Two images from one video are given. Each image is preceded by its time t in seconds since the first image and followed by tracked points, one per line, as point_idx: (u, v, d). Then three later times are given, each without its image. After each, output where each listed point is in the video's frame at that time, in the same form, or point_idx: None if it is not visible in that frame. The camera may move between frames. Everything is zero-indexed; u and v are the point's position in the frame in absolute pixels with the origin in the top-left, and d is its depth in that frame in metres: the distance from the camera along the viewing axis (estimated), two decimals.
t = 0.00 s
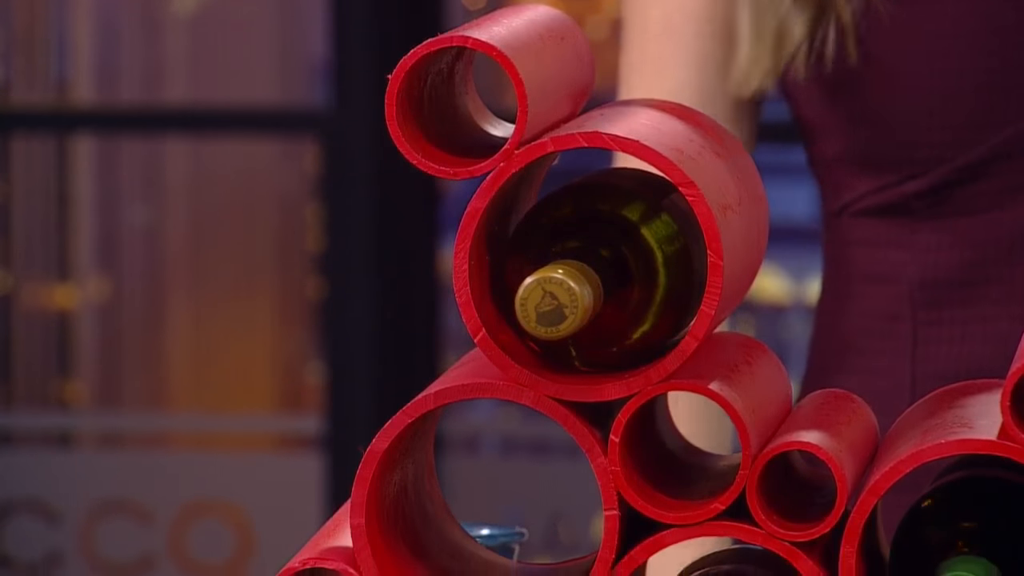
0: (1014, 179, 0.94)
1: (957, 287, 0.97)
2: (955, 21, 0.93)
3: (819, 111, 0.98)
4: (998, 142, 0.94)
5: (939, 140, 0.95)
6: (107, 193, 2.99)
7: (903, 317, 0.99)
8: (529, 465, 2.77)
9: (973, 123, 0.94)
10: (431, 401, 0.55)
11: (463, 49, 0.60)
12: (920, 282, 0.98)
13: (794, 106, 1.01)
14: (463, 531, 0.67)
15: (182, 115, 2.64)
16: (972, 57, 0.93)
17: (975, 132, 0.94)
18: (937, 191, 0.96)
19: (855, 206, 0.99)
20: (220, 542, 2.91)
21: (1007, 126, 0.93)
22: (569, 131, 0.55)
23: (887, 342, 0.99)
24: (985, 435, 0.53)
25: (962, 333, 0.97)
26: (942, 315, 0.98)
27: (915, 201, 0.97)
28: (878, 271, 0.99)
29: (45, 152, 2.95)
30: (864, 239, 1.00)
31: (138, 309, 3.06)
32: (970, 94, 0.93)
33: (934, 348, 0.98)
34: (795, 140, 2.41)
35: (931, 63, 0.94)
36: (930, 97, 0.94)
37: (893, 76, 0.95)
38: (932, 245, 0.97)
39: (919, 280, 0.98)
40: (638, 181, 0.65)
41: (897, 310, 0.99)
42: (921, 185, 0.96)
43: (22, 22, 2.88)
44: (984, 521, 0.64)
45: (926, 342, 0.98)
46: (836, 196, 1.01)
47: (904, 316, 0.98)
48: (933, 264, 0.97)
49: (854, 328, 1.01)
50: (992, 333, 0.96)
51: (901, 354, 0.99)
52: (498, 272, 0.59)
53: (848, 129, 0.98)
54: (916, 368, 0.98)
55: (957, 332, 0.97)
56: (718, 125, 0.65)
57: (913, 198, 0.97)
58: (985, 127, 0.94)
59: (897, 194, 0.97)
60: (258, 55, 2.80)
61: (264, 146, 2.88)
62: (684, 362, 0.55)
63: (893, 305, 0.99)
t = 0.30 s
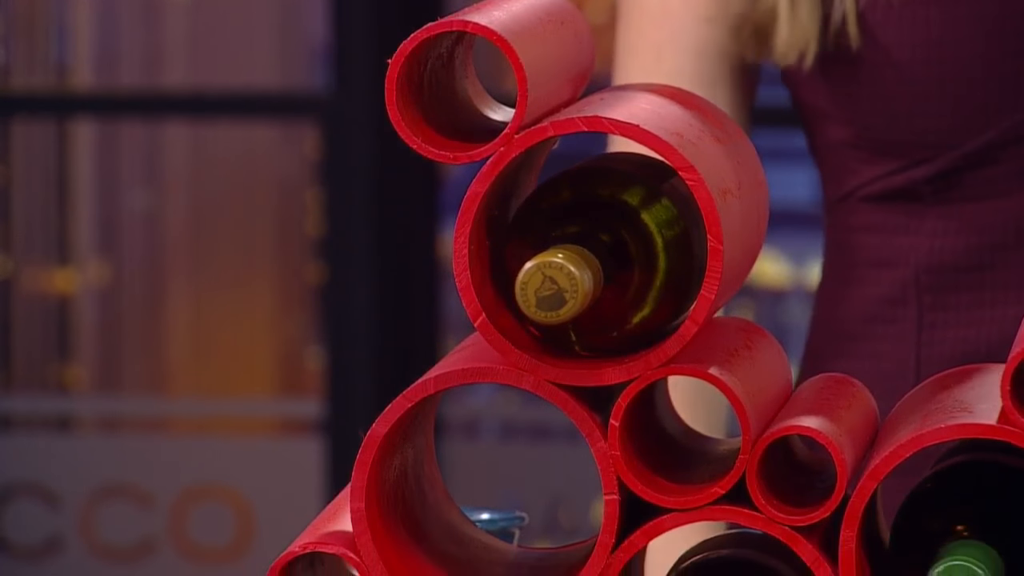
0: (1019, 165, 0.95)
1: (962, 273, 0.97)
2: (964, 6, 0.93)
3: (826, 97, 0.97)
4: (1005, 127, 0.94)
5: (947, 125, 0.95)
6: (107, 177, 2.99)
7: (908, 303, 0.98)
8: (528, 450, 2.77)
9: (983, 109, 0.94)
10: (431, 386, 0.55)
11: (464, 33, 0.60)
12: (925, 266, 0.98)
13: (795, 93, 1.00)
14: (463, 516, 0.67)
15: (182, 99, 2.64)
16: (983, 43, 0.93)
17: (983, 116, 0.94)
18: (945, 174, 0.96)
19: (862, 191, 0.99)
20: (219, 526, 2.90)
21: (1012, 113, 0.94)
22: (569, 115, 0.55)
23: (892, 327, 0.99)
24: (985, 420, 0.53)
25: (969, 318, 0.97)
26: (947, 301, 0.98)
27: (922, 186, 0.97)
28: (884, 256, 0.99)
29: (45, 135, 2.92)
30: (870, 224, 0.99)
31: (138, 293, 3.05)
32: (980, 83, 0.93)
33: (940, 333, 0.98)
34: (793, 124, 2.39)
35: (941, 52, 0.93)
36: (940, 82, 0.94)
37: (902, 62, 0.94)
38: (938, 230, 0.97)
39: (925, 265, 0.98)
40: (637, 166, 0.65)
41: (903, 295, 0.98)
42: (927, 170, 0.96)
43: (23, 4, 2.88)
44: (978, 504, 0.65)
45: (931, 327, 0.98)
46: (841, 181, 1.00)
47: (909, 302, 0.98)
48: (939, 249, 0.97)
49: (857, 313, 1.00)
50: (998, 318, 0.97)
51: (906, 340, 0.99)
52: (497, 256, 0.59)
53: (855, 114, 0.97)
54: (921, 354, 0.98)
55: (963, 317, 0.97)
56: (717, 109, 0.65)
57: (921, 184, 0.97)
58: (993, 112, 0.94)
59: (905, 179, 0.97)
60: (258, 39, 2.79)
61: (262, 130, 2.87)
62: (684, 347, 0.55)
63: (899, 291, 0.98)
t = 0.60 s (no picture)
0: (1012, 148, 0.94)
1: (955, 259, 0.97)
2: None
3: (817, 83, 0.97)
4: (998, 111, 0.93)
5: (937, 111, 0.93)
6: (107, 161, 3.00)
7: (902, 289, 0.98)
8: (529, 435, 2.77)
9: (975, 92, 0.92)
10: (431, 370, 0.55)
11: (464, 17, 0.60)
12: (918, 252, 0.98)
13: (790, 79, 0.99)
14: (462, 500, 0.67)
15: (181, 85, 2.63)
16: (974, 28, 0.90)
17: (974, 103, 0.92)
18: (935, 160, 0.95)
19: (854, 177, 0.99)
20: (220, 510, 2.89)
21: (1005, 96, 0.92)
22: (569, 100, 0.55)
23: (887, 312, 0.99)
24: (986, 404, 0.53)
25: (963, 303, 0.97)
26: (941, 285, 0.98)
27: (913, 172, 0.96)
28: (879, 242, 0.99)
29: (45, 120, 2.93)
30: (864, 210, 1.00)
31: (138, 275, 3.07)
32: (972, 66, 0.91)
33: (934, 318, 0.98)
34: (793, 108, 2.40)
35: (932, 37, 0.92)
36: (931, 68, 0.92)
37: (894, 47, 0.92)
38: (931, 215, 0.97)
39: (918, 250, 0.97)
40: (637, 151, 0.65)
41: (897, 281, 0.98)
42: (920, 156, 0.96)
43: None
44: (977, 489, 0.65)
45: (925, 312, 0.98)
46: (834, 166, 1.00)
47: (903, 288, 0.98)
48: (932, 234, 0.97)
49: (854, 298, 1.00)
50: (992, 303, 0.96)
51: (900, 326, 0.99)
52: (497, 241, 0.59)
53: (846, 100, 0.96)
54: (915, 339, 0.98)
55: (957, 302, 0.97)
56: (717, 93, 0.64)
57: (913, 170, 0.96)
58: (985, 97, 0.92)
59: (897, 165, 0.97)
60: (259, 24, 2.79)
61: (262, 113, 2.88)
62: (685, 331, 0.55)
63: (892, 276, 0.98)
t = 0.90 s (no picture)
0: (1012, 134, 0.94)
1: (955, 243, 0.97)
2: None
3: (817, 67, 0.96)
4: (998, 97, 0.92)
5: (936, 96, 0.93)
6: (107, 146, 2.99)
7: (902, 273, 0.98)
8: (529, 419, 2.77)
9: (974, 79, 0.92)
10: (431, 355, 0.55)
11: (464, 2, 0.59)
12: (918, 237, 0.98)
13: (790, 64, 0.99)
14: (462, 484, 0.67)
15: (179, 70, 2.63)
16: (974, 14, 0.90)
17: (973, 89, 0.92)
18: (934, 146, 0.95)
19: (854, 161, 0.98)
20: (220, 495, 2.89)
21: (1005, 82, 0.92)
22: (569, 85, 0.55)
23: (887, 297, 0.99)
24: (986, 389, 0.53)
25: (963, 287, 0.97)
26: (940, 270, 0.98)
27: (913, 157, 0.96)
28: (879, 226, 0.99)
29: (45, 103, 2.95)
30: (864, 194, 0.99)
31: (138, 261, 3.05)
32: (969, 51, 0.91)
33: (934, 303, 0.98)
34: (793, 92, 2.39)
35: (932, 22, 0.91)
36: (931, 52, 0.92)
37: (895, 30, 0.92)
38: (931, 200, 0.97)
39: (918, 235, 0.97)
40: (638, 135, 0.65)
41: (897, 266, 0.98)
42: (919, 141, 0.95)
43: None
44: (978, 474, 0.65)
45: (925, 297, 0.98)
46: (834, 150, 1.00)
47: (903, 272, 0.98)
48: (931, 219, 0.97)
49: (854, 283, 1.00)
50: (992, 288, 0.96)
51: (900, 310, 0.99)
52: (497, 226, 0.58)
53: (846, 86, 0.96)
54: (915, 324, 0.98)
55: (957, 287, 0.97)
56: (717, 78, 0.64)
57: (912, 155, 0.96)
58: (984, 82, 0.92)
59: (896, 150, 0.96)
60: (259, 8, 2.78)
61: (260, 98, 2.89)
62: (685, 316, 0.55)
63: (892, 261, 0.98)
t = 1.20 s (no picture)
0: (1013, 121, 0.94)
1: (957, 230, 0.97)
2: None
3: (819, 53, 0.96)
4: (999, 84, 0.92)
5: (937, 83, 0.93)
6: (107, 130, 2.98)
7: (903, 259, 0.98)
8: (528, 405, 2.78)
9: (975, 66, 0.92)
10: (431, 339, 0.55)
11: None
12: (919, 224, 0.97)
13: (790, 49, 0.99)
14: (463, 469, 0.67)
15: (178, 55, 2.62)
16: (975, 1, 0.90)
17: (974, 76, 0.92)
18: (935, 132, 0.95)
19: (855, 148, 0.98)
20: (221, 480, 2.88)
21: (1006, 69, 0.92)
22: (569, 69, 0.54)
23: (888, 283, 0.99)
24: (986, 373, 0.53)
25: (963, 274, 0.97)
26: (941, 257, 0.98)
27: (913, 143, 0.96)
28: (880, 213, 0.99)
29: (46, 87, 2.94)
30: (865, 180, 0.99)
31: (137, 245, 3.05)
32: (965, 37, 0.91)
33: (935, 289, 0.98)
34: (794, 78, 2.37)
35: (935, 9, 0.91)
36: (932, 39, 0.92)
37: (895, 16, 0.92)
38: (931, 186, 0.97)
39: (919, 222, 0.97)
40: (637, 119, 0.65)
41: (899, 252, 0.98)
42: (919, 128, 0.95)
43: None
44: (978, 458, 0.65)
45: (926, 284, 0.98)
46: (835, 137, 1.00)
47: (904, 258, 0.98)
48: (932, 205, 0.97)
49: (856, 268, 1.00)
50: (994, 275, 0.96)
51: (902, 296, 0.98)
52: (497, 210, 0.58)
53: (846, 72, 0.96)
54: (918, 310, 0.98)
55: (959, 273, 0.97)
56: (716, 62, 0.64)
57: (912, 141, 0.96)
58: (985, 69, 0.92)
59: (897, 136, 0.96)
60: None
61: (262, 82, 2.88)
62: (685, 300, 0.55)
63: (893, 247, 0.98)
